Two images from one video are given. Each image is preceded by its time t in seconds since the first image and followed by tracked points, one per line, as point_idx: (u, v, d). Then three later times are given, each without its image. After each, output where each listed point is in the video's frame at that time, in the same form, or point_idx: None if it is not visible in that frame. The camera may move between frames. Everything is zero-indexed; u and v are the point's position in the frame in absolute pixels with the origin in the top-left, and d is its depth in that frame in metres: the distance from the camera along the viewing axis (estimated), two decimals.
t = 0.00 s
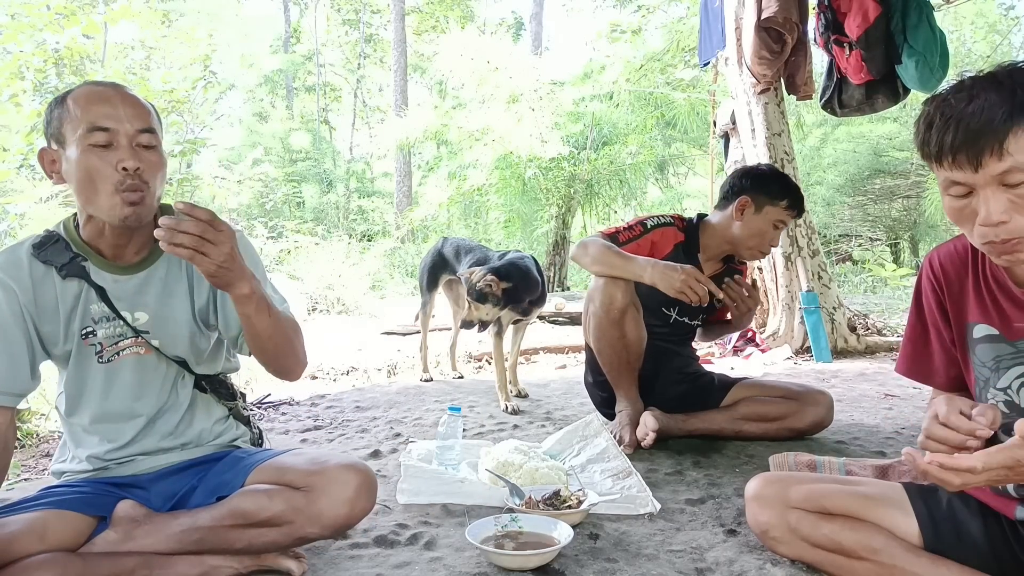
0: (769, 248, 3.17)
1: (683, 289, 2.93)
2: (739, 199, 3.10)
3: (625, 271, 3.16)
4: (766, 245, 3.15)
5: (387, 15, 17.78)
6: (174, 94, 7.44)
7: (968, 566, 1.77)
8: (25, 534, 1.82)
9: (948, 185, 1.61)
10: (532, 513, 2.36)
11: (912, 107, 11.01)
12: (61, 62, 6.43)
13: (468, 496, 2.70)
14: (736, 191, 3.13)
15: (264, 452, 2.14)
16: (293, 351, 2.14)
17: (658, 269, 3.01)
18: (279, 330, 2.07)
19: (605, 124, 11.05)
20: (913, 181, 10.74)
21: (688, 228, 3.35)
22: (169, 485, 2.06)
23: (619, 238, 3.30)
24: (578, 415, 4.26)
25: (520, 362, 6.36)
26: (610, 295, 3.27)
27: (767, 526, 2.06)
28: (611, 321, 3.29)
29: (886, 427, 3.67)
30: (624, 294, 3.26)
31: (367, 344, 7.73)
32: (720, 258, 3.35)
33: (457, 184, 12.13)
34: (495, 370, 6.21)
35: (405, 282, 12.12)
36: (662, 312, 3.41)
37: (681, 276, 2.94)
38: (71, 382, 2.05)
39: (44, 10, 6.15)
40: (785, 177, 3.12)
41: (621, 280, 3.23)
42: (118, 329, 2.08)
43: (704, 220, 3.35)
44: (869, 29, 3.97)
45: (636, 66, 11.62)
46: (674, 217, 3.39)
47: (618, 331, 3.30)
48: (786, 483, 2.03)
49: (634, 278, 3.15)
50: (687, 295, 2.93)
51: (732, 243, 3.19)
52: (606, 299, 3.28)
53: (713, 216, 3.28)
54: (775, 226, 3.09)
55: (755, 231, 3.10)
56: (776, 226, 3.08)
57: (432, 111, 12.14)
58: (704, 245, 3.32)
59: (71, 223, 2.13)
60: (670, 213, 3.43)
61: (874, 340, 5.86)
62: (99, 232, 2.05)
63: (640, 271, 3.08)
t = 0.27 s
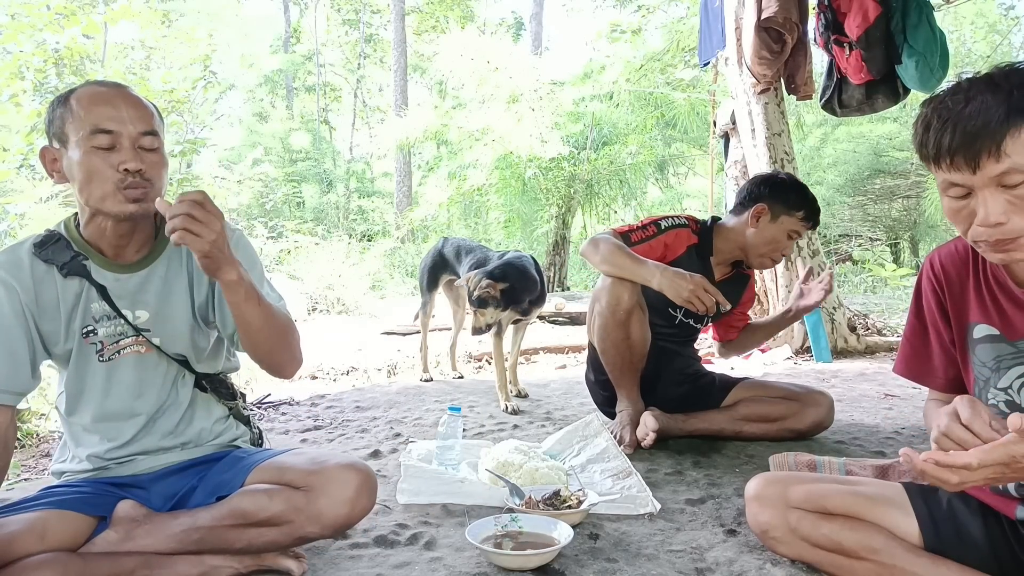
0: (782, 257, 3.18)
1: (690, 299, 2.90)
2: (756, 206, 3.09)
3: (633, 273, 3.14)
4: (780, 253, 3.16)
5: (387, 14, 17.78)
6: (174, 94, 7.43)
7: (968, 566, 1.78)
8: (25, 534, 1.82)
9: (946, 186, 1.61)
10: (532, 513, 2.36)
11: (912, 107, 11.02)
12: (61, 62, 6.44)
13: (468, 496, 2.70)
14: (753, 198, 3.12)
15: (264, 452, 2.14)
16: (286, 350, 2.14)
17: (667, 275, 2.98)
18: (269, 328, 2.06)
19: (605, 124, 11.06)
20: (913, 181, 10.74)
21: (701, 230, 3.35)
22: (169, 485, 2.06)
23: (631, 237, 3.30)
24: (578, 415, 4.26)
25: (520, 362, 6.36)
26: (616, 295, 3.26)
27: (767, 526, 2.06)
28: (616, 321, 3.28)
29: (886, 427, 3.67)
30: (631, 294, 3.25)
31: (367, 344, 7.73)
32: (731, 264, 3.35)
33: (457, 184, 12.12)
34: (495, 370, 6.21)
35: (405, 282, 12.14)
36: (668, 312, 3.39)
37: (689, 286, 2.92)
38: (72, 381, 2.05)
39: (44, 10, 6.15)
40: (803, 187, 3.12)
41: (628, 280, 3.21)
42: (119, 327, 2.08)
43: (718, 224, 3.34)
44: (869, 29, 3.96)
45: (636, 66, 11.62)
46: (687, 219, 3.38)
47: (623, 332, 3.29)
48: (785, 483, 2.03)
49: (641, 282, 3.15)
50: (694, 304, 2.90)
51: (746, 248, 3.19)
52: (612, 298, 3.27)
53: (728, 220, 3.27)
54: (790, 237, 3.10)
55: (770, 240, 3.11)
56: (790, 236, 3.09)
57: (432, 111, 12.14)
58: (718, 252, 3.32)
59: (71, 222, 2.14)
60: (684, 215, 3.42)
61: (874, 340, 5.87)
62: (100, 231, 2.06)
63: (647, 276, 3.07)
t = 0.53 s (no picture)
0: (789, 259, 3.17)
1: (693, 303, 2.90)
2: (761, 210, 3.09)
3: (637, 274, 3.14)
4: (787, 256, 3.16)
5: (387, 15, 17.78)
6: (174, 94, 7.43)
7: (968, 566, 1.78)
8: (25, 533, 1.82)
9: (946, 187, 1.61)
10: (532, 513, 2.36)
11: (912, 107, 11.01)
12: (61, 62, 6.44)
13: (469, 496, 2.70)
14: (758, 202, 3.12)
15: (264, 452, 2.14)
16: (275, 338, 2.12)
17: (670, 279, 2.98)
18: (257, 311, 2.06)
19: (605, 124, 11.07)
20: (913, 181, 10.74)
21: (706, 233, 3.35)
22: (168, 485, 2.06)
23: (635, 238, 3.31)
24: (578, 415, 4.26)
25: (520, 362, 6.36)
26: (619, 295, 3.26)
27: (767, 526, 2.06)
28: (619, 321, 3.29)
29: (886, 427, 3.67)
30: (633, 294, 3.25)
31: (367, 343, 7.73)
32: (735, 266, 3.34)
33: (457, 184, 12.11)
34: (495, 370, 6.21)
35: (405, 282, 12.15)
36: (669, 313, 3.39)
37: (692, 289, 2.91)
38: (72, 381, 2.05)
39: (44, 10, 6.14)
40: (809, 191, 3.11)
41: (630, 281, 3.21)
42: (119, 327, 2.08)
43: (723, 226, 3.34)
44: (869, 29, 3.96)
45: (636, 66, 11.61)
46: (693, 221, 3.38)
47: (625, 332, 3.30)
48: (785, 483, 2.03)
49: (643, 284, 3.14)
50: (695, 308, 2.90)
51: (750, 251, 3.19)
52: (615, 298, 3.26)
53: (733, 223, 3.27)
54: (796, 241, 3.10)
55: (777, 244, 3.10)
56: (794, 240, 3.09)
57: (432, 111, 12.13)
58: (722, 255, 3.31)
59: (71, 222, 2.13)
60: (690, 215, 3.42)
61: (874, 340, 5.87)
62: (99, 230, 2.06)
63: (651, 278, 3.06)
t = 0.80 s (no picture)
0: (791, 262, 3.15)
1: (689, 302, 2.91)
2: (762, 211, 3.09)
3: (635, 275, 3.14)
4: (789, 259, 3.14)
5: (387, 15, 17.78)
6: (174, 94, 7.43)
7: (967, 566, 1.78)
8: (25, 534, 1.82)
9: (942, 186, 1.61)
10: (532, 514, 2.36)
11: (912, 107, 11.00)
12: (61, 62, 6.43)
13: (469, 496, 2.70)
14: (760, 203, 3.12)
15: (264, 451, 2.14)
16: (274, 338, 2.12)
17: (667, 280, 2.98)
18: (257, 311, 2.06)
19: (605, 124, 11.08)
20: (913, 181, 10.73)
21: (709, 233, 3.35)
22: (168, 484, 2.06)
23: (634, 238, 3.32)
24: (578, 415, 4.26)
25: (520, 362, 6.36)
26: (618, 295, 3.26)
27: (767, 526, 2.06)
28: (618, 321, 3.29)
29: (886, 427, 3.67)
30: (632, 293, 3.25)
31: (367, 343, 7.73)
32: (736, 267, 3.33)
33: (457, 184, 12.10)
34: (494, 369, 6.21)
35: (405, 282, 12.15)
36: (670, 313, 3.40)
37: (688, 289, 2.92)
38: (71, 381, 2.05)
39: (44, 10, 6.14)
40: (811, 193, 3.10)
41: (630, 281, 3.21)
42: (117, 327, 2.08)
43: (725, 226, 3.34)
44: (869, 29, 3.97)
45: (636, 66, 11.60)
46: (694, 221, 3.38)
47: (624, 332, 3.30)
48: (785, 483, 2.03)
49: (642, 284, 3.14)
50: (692, 309, 2.92)
51: (750, 253, 3.19)
52: (614, 298, 3.27)
53: (734, 223, 3.27)
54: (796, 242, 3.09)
55: (778, 246, 3.10)
56: (795, 242, 3.08)
57: (432, 111, 12.13)
58: (723, 256, 3.30)
59: (68, 222, 2.13)
60: (691, 215, 3.42)
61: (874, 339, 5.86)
62: (97, 229, 2.06)
63: (650, 278, 3.06)
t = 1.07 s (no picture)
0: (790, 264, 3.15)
1: (684, 303, 2.92)
2: (761, 213, 3.09)
3: (631, 275, 3.15)
4: (789, 261, 3.14)
5: (387, 15, 17.78)
6: (174, 94, 7.43)
7: (967, 566, 1.77)
8: (24, 534, 1.82)
9: (941, 185, 1.61)
10: (532, 514, 2.36)
11: (913, 107, 11.00)
12: (61, 62, 6.43)
13: (469, 496, 2.69)
14: (759, 205, 3.12)
15: (263, 451, 2.13)
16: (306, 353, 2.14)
17: (662, 279, 2.99)
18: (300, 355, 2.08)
19: (605, 124, 11.09)
20: (913, 181, 10.73)
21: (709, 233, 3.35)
22: (168, 484, 2.06)
23: (632, 238, 3.32)
24: (578, 415, 4.26)
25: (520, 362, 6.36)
26: (615, 295, 3.27)
27: (767, 526, 2.06)
28: (616, 321, 3.29)
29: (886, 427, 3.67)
30: (630, 294, 3.26)
31: (367, 343, 7.73)
32: (736, 268, 3.33)
33: (457, 184, 12.10)
34: (494, 369, 6.21)
35: (405, 282, 12.15)
36: (669, 313, 3.41)
37: (684, 289, 2.93)
38: (70, 382, 2.05)
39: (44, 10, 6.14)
40: (811, 195, 3.09)
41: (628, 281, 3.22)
42: (114, 328, 2.07)
43: (725, 227, 3.33)
44: (869, 29, 3.96)
45: (636, 66, 11.59)
46: (694, 221, 3.38)
47: (622, 332, 3.30)
48: (785, 483, 2.03)
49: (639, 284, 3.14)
50: (688, 309, 2.93)
51: (750, 255, 3.19)
52: (611, 298, 3.28)
53: (734, 224, 3.27)
54: (796, 245, 3.08)
55: (777, 249, 3.09)
56: (794, 244, 3.07)
57: (432, 111, 12.13)
58: (723, 258, 3.30)
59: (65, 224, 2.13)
60: (692, 216, 3.42)
61: (874, 339, 5.86)
62: (91, 227, 2.05)
63: (644, 278, 3.07)
